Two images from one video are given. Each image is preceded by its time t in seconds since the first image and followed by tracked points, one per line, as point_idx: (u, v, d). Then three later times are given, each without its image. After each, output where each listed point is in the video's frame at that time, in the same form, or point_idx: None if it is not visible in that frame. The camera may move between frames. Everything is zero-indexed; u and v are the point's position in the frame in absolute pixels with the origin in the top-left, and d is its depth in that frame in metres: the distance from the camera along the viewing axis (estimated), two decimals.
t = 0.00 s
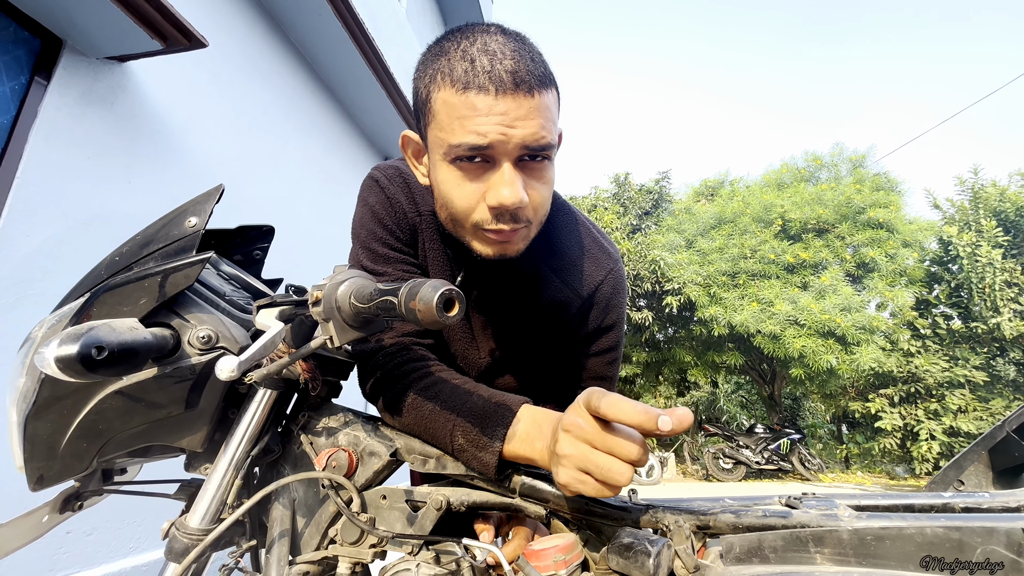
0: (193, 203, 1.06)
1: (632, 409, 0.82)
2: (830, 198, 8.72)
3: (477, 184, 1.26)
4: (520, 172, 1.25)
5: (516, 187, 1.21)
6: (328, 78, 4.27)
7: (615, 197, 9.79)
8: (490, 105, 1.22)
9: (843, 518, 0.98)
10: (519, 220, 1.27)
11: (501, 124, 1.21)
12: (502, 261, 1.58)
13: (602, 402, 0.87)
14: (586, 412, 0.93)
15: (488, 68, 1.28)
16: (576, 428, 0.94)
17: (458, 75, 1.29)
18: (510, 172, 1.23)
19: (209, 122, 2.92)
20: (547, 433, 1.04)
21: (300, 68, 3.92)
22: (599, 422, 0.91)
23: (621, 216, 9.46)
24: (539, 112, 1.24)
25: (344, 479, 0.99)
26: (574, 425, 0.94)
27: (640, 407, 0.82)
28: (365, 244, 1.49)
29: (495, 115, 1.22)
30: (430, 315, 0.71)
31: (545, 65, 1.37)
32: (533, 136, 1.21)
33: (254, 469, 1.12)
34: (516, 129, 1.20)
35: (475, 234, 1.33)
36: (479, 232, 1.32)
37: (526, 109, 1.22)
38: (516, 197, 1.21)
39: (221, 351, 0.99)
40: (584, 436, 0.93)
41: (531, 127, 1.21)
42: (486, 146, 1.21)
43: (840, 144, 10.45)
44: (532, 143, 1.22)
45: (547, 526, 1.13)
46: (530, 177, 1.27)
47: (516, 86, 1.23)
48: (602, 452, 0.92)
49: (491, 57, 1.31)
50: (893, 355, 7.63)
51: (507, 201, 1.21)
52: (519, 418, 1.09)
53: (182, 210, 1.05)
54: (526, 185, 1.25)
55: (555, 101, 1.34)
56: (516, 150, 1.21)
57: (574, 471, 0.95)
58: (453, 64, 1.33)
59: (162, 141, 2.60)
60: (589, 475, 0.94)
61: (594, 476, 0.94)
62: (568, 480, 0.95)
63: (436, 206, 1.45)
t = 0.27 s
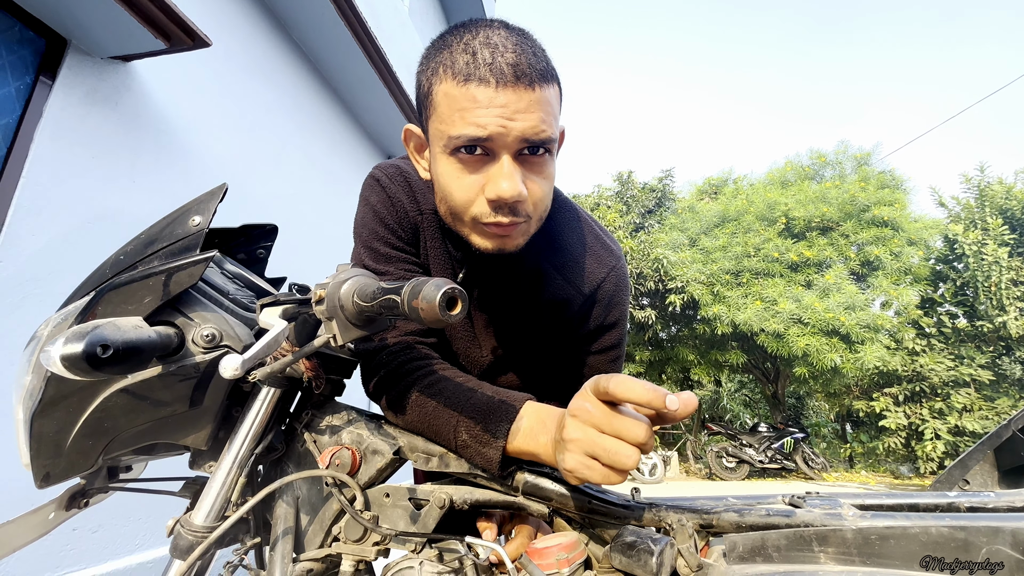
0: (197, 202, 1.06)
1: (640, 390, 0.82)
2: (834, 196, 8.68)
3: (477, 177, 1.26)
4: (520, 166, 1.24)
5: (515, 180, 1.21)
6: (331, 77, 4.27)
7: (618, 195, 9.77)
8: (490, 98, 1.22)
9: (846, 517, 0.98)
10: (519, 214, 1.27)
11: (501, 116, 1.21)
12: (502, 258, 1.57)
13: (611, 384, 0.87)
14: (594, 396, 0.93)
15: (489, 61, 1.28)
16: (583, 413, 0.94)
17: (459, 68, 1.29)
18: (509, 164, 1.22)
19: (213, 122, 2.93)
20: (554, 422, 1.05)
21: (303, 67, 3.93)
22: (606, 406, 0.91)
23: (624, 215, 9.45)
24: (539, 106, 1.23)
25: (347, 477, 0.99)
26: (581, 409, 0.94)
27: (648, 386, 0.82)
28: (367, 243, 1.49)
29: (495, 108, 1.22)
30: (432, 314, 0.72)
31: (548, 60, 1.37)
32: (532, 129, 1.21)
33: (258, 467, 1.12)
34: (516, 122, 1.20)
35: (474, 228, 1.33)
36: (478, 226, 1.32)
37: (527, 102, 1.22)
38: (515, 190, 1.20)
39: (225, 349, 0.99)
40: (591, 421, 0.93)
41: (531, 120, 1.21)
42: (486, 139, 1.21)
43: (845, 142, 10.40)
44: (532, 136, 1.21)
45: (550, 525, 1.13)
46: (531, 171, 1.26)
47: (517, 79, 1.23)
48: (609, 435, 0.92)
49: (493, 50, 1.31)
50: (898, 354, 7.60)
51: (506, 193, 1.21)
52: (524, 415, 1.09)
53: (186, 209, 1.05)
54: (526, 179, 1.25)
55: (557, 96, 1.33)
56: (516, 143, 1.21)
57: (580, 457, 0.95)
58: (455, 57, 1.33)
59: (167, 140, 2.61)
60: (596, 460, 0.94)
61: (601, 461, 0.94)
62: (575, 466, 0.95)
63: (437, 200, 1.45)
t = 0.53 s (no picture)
0: (199, 201, 1.06)
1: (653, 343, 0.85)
2: (837, 194, 8.65)
3: (468, 181, 1.26)
4: (512, 169, 1.24)
5: (506, 184, 1.21)
6: (333, 76, 4.27)
7: (619, 193, 9.76)
8: (478, 101, 1.22)
9: (848, 516, 0.98)
10: (511, 216, 1.27)
11: (490, 120, 1.20)
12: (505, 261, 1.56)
13: (625, 343, 0.90)
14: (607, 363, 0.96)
15: (477, 63, 1.27)
16: (597, 378, 0.97)
17: (447, 71, 1.28)
18: (499, 168, 1.22)
19: (215, 121, 2.94)
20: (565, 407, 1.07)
21: (304, 65, 3.93)
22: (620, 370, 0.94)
23: (625, 213, 9.44)
24: (529, 108, 1.23)
25: (349, 475, 1.00)
26: (595, 376, 0.97)
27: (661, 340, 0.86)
28: (370, 242, 1.49)
29: (485, 111, 1.21)
30: (434, 313, 0.72)
31: (539, 59, 1.36)
32: (522, 131, 1.20)
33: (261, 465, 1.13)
34: (504, 125, 1.20)
35: (468, 231, 1.33)
36: (473, 229, 1.32)
37: (516, 104, 1.21)
38: (505, 194, 1.20)
39: (227, 348, 0.99)
40: (605, 385, 0.96)
41: (521, 122, 1.20)
42: (475, 143, 1.21)
43: (847, 140, 10.37)
44: (522, 139, 1.21)
45: (552, 523, 1.13)
46: (523, 174, 1.26)
47: (506, 81, 1.22)
48: (622, 398, 0.94)
49: (482, 52, 1.30)
50: (900, 352, 7.58)
51: (496, 198, 1.21)
52: (528, 411, 1.10)
53: (188, 208, 1.05)
54: (517, 181, 1.25)
55: (549, 96, 1.32)
56: (505, 146, 1.21)
57: (595, 421, 0.95)
58: (444, 61, 1.32)
59: (169, 140, 2.61)
60: (610, 423, 0.94)
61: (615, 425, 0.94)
62: (589, 430, 0.94)
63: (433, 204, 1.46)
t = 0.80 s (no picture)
0: (198, 199, 1.06)
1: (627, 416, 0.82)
2: (837, 193, 8.65)
3: (477, 170, 1.26)
4: (521, 159, 1.24)
5: (515, 173, 1.21)
6: (333, 74, 4.27)
7: (619, 192, 9.76)
8: (489, 90, 1.22)
9: (847, 514, 0.99)
10: (518, 206, 1.27)
11: (500, 109, 1.20)
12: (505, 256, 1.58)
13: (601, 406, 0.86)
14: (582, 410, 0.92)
15: (488, 53, 1.27)
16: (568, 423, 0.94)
17: (458, 61, 1.28)
18: (508, 157, 1.22)
19: (215, 119, 2.94)
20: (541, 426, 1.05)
21: (304, 64, 3.92)
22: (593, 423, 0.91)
23: (625, 212, 9.44)
24: (539, 98, 1.23)
25: (349, 473, 1.00)
26: (567, 420, 0.94)
27: (637, 415, 0.81)
28: (370, 240, 1.49)
29: (495, 100, 1.21)
30: (434, 312, 0.72)
31: (548, 53, 1.36)
32: (532, 121, 1.20)
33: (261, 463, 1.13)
34: (515, 115, 1.20)
35: (473, 221, 1.33)
36: (479, 218, 1.32)
37: (526, 95, 1.22)
38: (514, 183, 1.20)
39: (227, 346, 0.99)
40: (574, 432, 0.93)
41: (531, 112, 1.21)
42: (485, 131, 1.21)
43: (847, 139, 10.38)
44: (532, 129, 1.21)
45: (551, 522, 1.13)
46: (531, 164, 1.26)
47: (516, 71, 1.22)
48: (589, 452, 0.92)
49: (492, 43, 1.30)
50: (899, 351, 7.59)
51: (505, 187, 1.20)
52: (517, 418, 1.08)
53: (188, 206, 1.05)
54: (526, 171, 1.25)
55: (558, 88, 1.33)
56: (515, 136, 1.21)
57: (556, 466, 0.95)
58: (454, 51, 1.32)
59: (168, 138, 2.61)
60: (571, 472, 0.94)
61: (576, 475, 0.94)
62: (548, 474, 0.96)
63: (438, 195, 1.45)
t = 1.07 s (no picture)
0: (196, 199, 1.06)
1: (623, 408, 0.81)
2: (834, 192, 8.68)
3: (477, 171, 1.26)
4: (521, 160, 1.24)
5: (515, 174, 1.21)
6: (330, 73, 4.27)
7: (617, 192, 9.77)
8: (489, 92, 1.22)
9: (842, 513, 1.00)
10: (519, 207, 1.26)
11: (500, 110, 1.20)
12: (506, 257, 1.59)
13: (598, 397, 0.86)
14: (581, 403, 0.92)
15: (488, 55, 1.28)
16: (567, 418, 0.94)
17: (458, 63, 1.29)
18: (509, 158, 1.22)
19: (212, 117, 2.93)
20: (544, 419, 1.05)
21: (301, 62, 3.91)
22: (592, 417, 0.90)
23: (623, 212, 9.45)
24: (539, 99, 1.23)
25: (347, 473, 1.00)
26: (566, 414, 0.94)
27: (635, 404, 0.81)
28: (371, 240, 1.49)
29: (494, 101, 1.21)
30: (432, 310, 0.72)
31: (548, 54, 1.36)
32: (532, 122, 1.20)
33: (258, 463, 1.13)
34: (514, 116, 1.20)
35: (475, 222, 1.33)
36: (480, 220, 1.32)
37: (526, 95, 1.22)
38: (515, 184, 1.20)
39: (225, 346, 0.99)
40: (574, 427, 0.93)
41: (531, 113, 1.21)
42: (485, 133, 1.21)
43: (844, 139, 10.41)
44: (531, 130, 1.21)
45: (549, 521, 1.14)
46: (531, 165, 1.26)
47: (516, 72, 1.22)
48: (589, 446, 0.91)
49: (492, 45, 1.31)
50: (896, 350, 7.62)
51: (505, 187, 1.20)
52: (516, 416, 1.09)
53: (185, 206, 1.05)
54: (526, 172, 1.25)
55: (557, 89, 1.33)
56: (515, 137, 1.21)
57: (558, 461, 0.96)
58: (454, 53, 1.33)
59: (165, 136, 2.60)
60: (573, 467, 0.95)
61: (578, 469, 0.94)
62: (551, 469, 0.97)
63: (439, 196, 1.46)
